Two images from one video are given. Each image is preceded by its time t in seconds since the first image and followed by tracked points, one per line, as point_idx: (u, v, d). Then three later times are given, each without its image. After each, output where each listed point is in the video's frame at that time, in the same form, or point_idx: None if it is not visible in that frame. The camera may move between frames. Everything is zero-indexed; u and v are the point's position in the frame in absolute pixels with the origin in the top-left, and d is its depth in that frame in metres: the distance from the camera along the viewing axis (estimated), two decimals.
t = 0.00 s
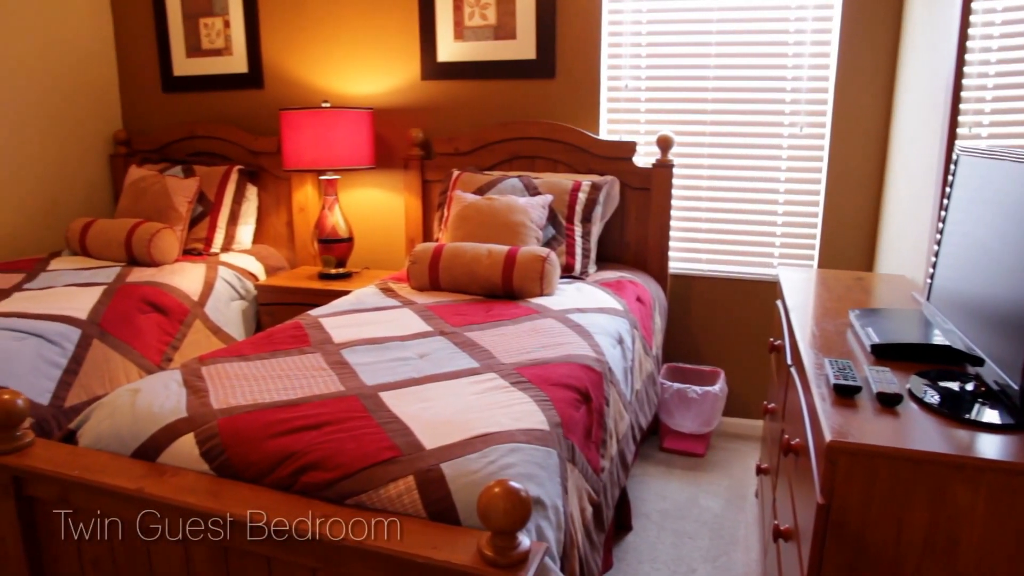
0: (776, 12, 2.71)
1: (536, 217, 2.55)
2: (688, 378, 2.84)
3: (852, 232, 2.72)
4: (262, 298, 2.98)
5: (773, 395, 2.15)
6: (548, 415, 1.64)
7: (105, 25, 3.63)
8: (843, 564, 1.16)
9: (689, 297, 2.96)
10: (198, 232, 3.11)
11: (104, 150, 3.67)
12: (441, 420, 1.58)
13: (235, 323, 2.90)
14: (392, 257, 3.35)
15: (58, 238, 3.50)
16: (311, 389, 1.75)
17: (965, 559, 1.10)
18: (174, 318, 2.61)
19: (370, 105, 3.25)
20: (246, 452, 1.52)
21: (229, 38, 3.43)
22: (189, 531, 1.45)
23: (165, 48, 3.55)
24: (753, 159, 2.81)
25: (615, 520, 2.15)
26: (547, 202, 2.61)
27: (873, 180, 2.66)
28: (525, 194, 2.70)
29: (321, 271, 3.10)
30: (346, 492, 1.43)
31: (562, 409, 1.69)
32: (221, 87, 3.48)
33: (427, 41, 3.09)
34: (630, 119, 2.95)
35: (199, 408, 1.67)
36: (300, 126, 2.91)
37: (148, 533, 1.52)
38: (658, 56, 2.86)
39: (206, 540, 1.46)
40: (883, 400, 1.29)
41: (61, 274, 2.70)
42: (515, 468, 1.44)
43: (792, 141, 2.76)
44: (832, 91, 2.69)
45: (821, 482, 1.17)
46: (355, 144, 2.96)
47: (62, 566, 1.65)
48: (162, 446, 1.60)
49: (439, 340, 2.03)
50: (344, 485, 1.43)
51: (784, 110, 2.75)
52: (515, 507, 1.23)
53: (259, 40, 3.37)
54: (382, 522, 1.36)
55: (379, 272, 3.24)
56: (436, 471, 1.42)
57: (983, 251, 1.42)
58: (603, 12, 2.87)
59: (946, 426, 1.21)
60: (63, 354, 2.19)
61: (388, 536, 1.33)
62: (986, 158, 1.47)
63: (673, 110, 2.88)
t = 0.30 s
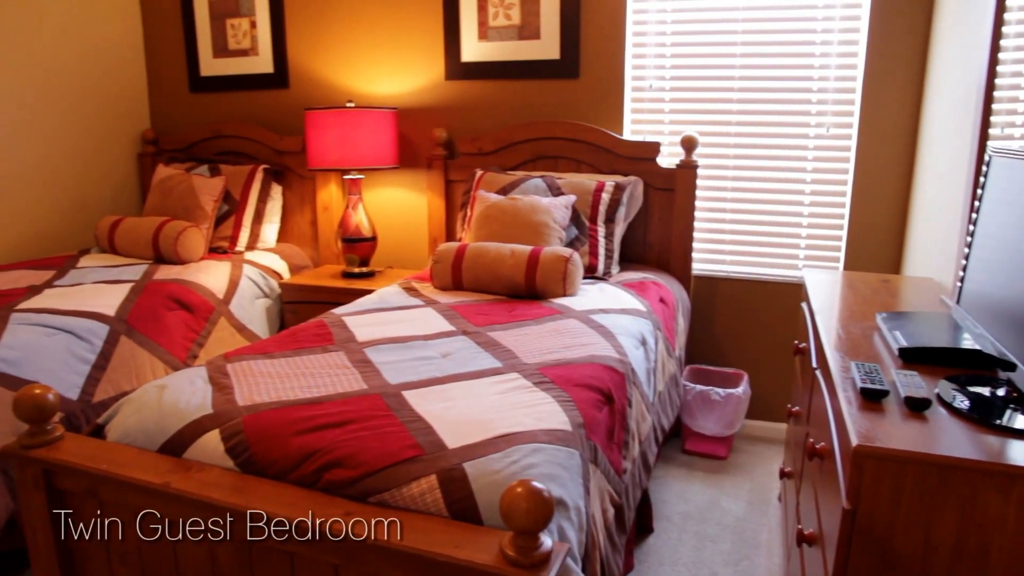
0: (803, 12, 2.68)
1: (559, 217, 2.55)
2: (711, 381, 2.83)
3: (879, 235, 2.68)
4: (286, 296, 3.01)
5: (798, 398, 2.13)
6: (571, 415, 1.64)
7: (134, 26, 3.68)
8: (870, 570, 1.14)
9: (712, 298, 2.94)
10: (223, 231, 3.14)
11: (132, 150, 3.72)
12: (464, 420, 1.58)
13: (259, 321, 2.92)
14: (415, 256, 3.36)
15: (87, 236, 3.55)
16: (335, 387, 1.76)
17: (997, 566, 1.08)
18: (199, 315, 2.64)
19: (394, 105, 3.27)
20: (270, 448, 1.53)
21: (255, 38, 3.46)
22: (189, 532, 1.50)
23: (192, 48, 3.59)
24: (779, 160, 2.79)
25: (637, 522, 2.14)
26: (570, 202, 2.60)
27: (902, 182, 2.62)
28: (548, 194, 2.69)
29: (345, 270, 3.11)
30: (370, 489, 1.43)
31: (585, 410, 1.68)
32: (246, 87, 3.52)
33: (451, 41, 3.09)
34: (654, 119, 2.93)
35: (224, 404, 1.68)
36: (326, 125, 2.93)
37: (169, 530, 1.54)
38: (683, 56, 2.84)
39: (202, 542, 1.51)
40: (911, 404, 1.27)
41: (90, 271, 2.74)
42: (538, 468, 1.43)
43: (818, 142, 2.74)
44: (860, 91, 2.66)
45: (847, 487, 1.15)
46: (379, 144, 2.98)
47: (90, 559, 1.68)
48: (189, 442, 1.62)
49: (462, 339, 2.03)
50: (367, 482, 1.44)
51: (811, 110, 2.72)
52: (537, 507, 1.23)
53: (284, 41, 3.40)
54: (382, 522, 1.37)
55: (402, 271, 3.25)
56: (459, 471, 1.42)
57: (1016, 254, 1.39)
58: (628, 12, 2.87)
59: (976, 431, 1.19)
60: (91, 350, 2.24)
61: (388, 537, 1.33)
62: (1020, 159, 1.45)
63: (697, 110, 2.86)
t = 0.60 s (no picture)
0: (831, 11, 2.65)
1: (582, 217, 2.55)
2: (734, 383, 2.82)
3: (906, 238, 2.64)
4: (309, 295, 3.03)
5: (822, 401, 2.11)
6: (594, 416, 1.63)
7: (162, 27, 3.73)
8: None
9: (736, 300, 2.92)
10: (248, 229, 3.17)
11: (159, 149, 3.77)
12: (487, 419, 1.58)
13: (283, 319, 2.95)
14: (437, 256, 3.37)
15: (115, 234, 3.60)
16: (358, 385, 1.77)
17: None
18: (224, 313, 2.67)
19: (417, 105, 3.28)
20: (294, 446, 1.55)
21: (281, 38, 3.49)
22: (192, 530, 1.56)
23: (219, 48, 3.63)
24: (805, 161, 2.77)
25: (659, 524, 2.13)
26: (593, 202, 2.60)
27: (930, 184, 2.58)
28: (571, 194, 2.69)
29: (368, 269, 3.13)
30: (392, 488, 1.44)
31: (608, 411, 1.68)
32: (272, 87, 3.55)
33: (476, 41, 3.10)
34: (678, 120, 2.92)
35: (249, 401, 1.69)
36: (350, 125, 2.95)
37: (169, 529, 1.60)
38: (708, 55, 2.83)
39: (204, 540, 1.56)
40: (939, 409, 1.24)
41: (118, 268, 2.78)
42: (560, 468, 1.43)
43: (845, 143, 2.71)
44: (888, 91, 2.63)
45: (874, 492, 1.14)
46: (403, 144, 2.99)
47: (116, 552, 1.70)
48: (214, 438, 1.63)
49: (485, 339, 2.03)
50: (390, 481, 1.44)
51: (837, 111, 2.69)
52: (560, 508, 1.23)
53: (310, 41, 3.42)
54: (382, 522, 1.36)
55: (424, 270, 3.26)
56: (481, 470, 1.42)
57: None
58: (652, 12, 2.86)
59: (1007, 438, 1.17)
60: (119, 346, 2.28)
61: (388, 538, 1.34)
62: None
63: (722, 111, 2.84)
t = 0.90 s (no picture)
0: (858, 11, 2.63)
1: (604, 218, 2.54)
2: (757, 386, 2.81)
3: (933, 241, 2.61)
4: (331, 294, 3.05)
5: (846, 405, 2.09)
6: (616, 417, 1.63)
7: (189, 27, 3.77)
8: None
9: (759, 302, 2.90)
10: (272, 228, 3.19)
11: (184, 149, 3.81)
12: (508, 419, 1.58)
13: (306, 317, 2.97)
14: (460, 255, 3.38)
15: (142, 232, 3.65)
16: (380, 384, 1.77)
17: None
18: (247, 311, 2.69)
19: (440, 105, 3.29)
20: (317, 443, 1.55)
21: (305, 39, 3.51)
22: (192, 530, 1.61)
23: (244, 49, 3.67)
24: (830, 162, 2.74)
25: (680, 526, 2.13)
26: (616, 202, 2.59)
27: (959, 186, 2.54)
28: (594, 195, 2.68)
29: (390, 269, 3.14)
30: (414, 486, 1.44)
31: (629, 412, 1.67)
32: (296, 87, 3.58)
33: (499, 42, 3.10)
34: (702, 120, 2.91)
35: (273, 399, 1.71)
36: (374, 125, 2.96)
37: (170, 529, 1.66)
38: (733, 55, 2.81)
39: (203, 540, 1.62)
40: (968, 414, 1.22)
41: (144, 266, 2.81)
42: (582, 469, 1.43)
43: (871, 143, 2.68)
44: (916, 91, 2.59)
45: (900, 498, 1.12)
46: (426, 143, 3.00)
47: (140, 547, 1.72)
48: (238, 435, 1.65)
49: (507, 339, 2.03)
50: (412, 479, 1.45)
51: (864, 111, 2.67)
52: (582, 509, 1.22)
53: (334, 41, 3.45)
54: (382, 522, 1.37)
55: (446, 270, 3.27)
56: (503, 470, 1.42)
57: None
58: (677, 11, 2.84)
59: None
60: (145, 343, 2.31)
61: (388, 538, 1.37)
62: None
63: (746, 111, 2.83)
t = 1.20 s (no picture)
0: (884, 10, 2.60)
1: (626, 218, 2.54)
2: (778, 389, 2.79)
3: (960, 243, 2.57)
4: (351, 292, 3.07)
5: (870, 409, 2.07)
6: (636, 418, 1.62)
7: (213, 28, 3.81)
8: None
9: (781, 303, 2.88)
10: (294, 227, 3.22)
11: (208, 148, 3.84)
12: (530, 419, 1.58)
13: (327, 316, 2.99)
14: (480, 255, 3.39)
15: (165, 230, 3.69)
16: (401, 383, 1.78)
17: None
18: (269, 310, 2.71)
19: (461, 105, 3.30)
20: (338, 441, 1.56)
21: (328, 39, 3.53)
22: (192, 530, 1.66)
23: (267, 49, 3.70)
24: (855, 163, 2.72)
25: (700, 529, 2.11)
26: (637, 203, 2.58)
27: (986, 188, 2.50)
28: (615, 195, 2.68)
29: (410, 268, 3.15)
30: (434, 485, 1.44)
31: (650, 414, 1.66)
32: (318, 87, 3.60)
33: (521, 42, 3.10)
34: (725, 121, 2.89)
35: (295, 396, 1.72)
36: (396, 125, 2.98)
37: (169, 529, 1.71)
38: (756, 55, 2.79)
39: (202, 540, 1.67)
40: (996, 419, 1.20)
41: (168, 264, 2.84)
42: (603, 470, 1.42)
43: (897, 144, 2.65)
44: (943, 91, 2.56)
45: (926, 503, 1.10)
46: (448, 143, 3.01)
47: (161, 545, 1.74)
48: (260, 432, 1.66)
49: (528, 339, 2.03)
50: (432, 479, 1.45)
51: (889, 111, 2.64)
52: (603, 510, 1.22)
53: (356, 42, 3.47)
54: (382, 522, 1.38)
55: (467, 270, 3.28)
56: (523, 470, 1.42)
57: None
58: (700, 11, 2.83)
59: None
60: (169, 340, 2.34)
61: (388, 537, 1.39)
62: None
63: (770, 111, 2.81)
